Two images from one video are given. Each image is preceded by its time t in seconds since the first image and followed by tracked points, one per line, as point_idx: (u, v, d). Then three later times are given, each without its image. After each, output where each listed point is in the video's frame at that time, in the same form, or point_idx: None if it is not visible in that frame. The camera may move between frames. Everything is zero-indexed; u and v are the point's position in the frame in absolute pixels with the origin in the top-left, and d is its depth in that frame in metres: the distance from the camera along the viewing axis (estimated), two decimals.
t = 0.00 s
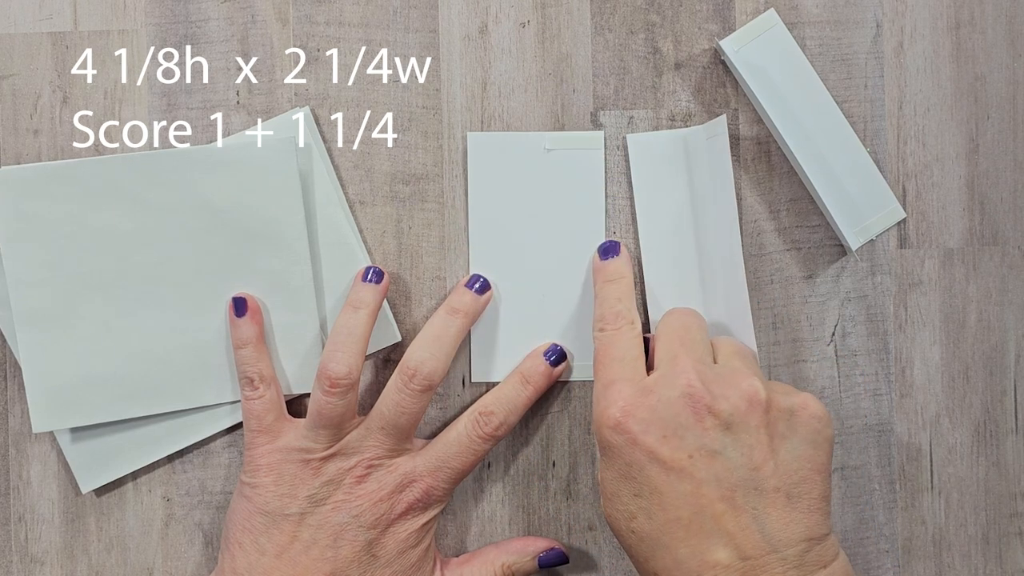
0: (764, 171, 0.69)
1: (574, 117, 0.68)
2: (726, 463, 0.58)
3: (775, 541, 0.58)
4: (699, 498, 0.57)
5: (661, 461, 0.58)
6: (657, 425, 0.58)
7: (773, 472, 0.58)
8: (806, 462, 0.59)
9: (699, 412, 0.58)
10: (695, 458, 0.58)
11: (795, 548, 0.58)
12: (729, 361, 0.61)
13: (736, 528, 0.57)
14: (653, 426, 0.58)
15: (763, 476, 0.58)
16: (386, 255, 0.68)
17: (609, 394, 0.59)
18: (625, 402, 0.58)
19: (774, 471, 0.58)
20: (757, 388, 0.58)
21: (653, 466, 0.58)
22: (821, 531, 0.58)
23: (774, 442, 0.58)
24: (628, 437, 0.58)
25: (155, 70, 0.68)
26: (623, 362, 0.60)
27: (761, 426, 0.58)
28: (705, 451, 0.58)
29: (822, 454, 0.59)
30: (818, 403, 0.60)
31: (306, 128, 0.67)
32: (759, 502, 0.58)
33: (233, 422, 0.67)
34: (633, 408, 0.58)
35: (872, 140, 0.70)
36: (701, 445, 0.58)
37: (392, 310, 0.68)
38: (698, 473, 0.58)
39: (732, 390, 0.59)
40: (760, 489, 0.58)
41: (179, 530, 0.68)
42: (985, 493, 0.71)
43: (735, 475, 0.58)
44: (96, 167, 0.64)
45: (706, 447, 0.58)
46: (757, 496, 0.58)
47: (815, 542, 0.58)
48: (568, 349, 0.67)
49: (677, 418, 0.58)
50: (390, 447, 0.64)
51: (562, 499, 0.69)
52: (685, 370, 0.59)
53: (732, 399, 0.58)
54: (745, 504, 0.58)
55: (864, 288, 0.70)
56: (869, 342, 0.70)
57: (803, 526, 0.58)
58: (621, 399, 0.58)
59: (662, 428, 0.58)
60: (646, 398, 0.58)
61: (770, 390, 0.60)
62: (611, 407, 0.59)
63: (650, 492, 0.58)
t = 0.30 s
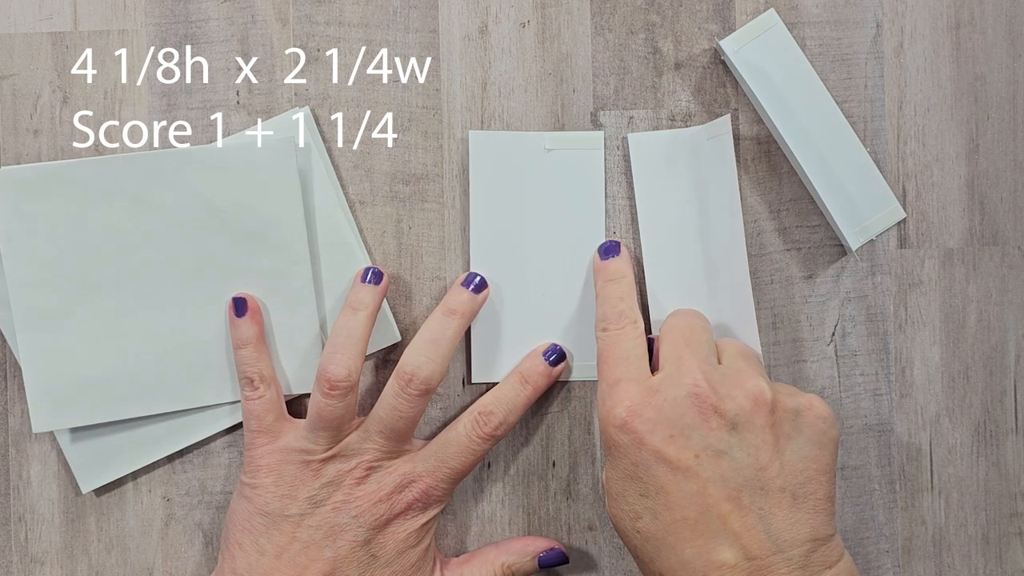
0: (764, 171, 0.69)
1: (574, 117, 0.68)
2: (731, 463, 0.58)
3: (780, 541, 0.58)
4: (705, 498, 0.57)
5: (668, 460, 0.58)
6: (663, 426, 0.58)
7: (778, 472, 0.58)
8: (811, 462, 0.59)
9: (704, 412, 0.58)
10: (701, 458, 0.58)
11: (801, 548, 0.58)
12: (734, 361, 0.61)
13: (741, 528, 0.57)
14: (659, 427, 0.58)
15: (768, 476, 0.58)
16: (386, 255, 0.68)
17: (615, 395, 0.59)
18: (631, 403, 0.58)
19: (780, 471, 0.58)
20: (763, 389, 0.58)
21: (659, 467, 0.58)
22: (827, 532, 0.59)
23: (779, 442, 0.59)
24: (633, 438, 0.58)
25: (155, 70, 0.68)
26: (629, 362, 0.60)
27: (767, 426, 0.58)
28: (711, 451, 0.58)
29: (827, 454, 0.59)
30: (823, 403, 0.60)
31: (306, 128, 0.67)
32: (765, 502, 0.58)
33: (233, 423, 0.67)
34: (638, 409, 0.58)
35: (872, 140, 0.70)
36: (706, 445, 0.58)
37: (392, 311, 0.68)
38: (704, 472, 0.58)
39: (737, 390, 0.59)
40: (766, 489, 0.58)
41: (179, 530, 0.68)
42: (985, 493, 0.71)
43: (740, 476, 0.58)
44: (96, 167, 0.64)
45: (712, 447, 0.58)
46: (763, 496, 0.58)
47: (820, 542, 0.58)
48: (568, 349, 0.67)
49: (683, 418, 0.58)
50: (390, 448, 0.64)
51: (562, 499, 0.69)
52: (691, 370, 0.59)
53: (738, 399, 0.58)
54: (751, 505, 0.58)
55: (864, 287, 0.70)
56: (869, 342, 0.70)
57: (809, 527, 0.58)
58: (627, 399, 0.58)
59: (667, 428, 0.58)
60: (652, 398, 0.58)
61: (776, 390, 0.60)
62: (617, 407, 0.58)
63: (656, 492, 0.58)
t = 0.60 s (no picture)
0: (764, 171, 0.69)
1: (574, 117, 0.68)
2: (729, 465, 0.58)
3: (777, 545, 0.58)
4: (702, 500, 0.57)
5: (665, 463, 0.58)
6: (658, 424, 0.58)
7: (775, 475, 0.58)
8: (809, 466, 0.59)
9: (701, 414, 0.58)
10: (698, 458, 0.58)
11: (797, 551, 0.58)
12: (733, 364, 0.61)
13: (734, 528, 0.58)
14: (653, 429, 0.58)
15: (765, 479, 0.58)
16: (386, 255, 0.68)
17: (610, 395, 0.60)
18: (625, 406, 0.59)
19: (777, 474, 0.58)
20: (762, 392, 0.58)
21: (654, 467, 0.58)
22: (824, 535, 0.59)
23: (777, 445, 0.58)
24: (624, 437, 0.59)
25: (154, 70, 0.68)
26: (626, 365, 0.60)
27: (765, 429, 0.58)
28: (709, 454, 0.58)
29: (825, 458, 0.59)
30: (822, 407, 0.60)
31: (306, 128, 0.67)
32: (762, 505, 0.58)
33: (233, 422, 0.67)
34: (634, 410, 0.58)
35: (872, 140, 0.70)
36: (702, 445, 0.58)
37: (392, 311, 0.68)
38: (701, 475, 0.58)
39: (736, 393, 0.58)
40: (763, 492, 0.58)
41: (179, 529, 0.68)
42: (985, 493, 0.71)
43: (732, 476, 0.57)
44: (96, 167, 0.64)
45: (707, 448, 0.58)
46: (761, 499, 0.58)
47: (817, 546, 0.58)
48: (568, 349, 0.67)
49: (681, 420, 0.58)
50: (390, 447, 0.64)
51: (562, 499, 0.69)
52: (690, 372, 0.59)
53: (736, 402, 0.58)
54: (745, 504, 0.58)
55: (864, 287, 0.70)
56: (869, 342, 0.70)
57: (806, 530, 0.58)
58: (626, 400, 0.59)
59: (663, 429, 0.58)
60: (650, 399, 0.58)
61: (774, 394, 0.59)
62: (615, 408, 0.59)
63: (654, 494, 0.58)
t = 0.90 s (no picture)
0: (764, 171, 0.69)
1: (574, 117, 0.68)
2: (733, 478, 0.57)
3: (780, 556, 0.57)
4: (706, 513, 0.57)
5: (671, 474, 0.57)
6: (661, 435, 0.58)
7: (779, 487, 0.58)
8: (810, 476, 0.59)
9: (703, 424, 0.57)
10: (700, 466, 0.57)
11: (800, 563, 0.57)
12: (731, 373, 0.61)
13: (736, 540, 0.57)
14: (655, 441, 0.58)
15: (768, 491, 0.57)
16: (386, 255, 0.68)
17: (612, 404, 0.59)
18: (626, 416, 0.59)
19: (781, 486, 0.58)
20: (765, 403, 0.58)
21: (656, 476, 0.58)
22: (824, 545, 0.58)
23: (781, 457, 0.58)
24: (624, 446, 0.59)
25: (154, 70, 0.68)
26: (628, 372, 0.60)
27: (768, 441, 0.58)
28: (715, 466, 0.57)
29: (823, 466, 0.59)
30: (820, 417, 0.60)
31: (306, 128, 0.67)
32: (766, 517, 0.57)
33: (234, 422, 0.67)
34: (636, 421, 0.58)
35: (872, 140, 0.70)
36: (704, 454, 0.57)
37: (392, 311, 0.68)
38: (706, 487, 0.57)
39: (739, 404, 0.58)
40: (766, 504, 0.57)
41: (179, 529, 0.68)
42: (985, 493, 0.71)
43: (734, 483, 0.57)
44: (96, 167, 0.64)
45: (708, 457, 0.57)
46: (764, 511, 0.57)
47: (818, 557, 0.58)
48: (567, 349, 0.67)
49: (687, 430, 0.57)
50: (390, 447, 0.64)
51: (561, 499, 0.69)
52: (694, 382, 0.59)
53: (740, 412, 0.58)
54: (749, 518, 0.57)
55: (864, 287, 0.70)
56: (869, 342, 0.70)
57: (805, 540, 0.58)
58: (631, 409, 0.58)
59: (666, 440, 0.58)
60: (655, 409, 0.58)
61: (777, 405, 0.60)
62: (620, 417, 0.59)
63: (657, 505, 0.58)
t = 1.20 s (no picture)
0: (764, 171, 0.69)
1: (574, 117, 0.68)
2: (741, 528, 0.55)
3: None
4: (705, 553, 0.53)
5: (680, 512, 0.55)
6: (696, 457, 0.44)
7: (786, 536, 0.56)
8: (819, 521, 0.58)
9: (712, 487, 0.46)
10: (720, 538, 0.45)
11: None
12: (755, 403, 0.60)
13: None
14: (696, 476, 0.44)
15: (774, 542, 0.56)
16: (386, 255, 0.68)
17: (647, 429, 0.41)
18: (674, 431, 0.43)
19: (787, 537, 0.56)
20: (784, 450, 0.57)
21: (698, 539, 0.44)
22: None
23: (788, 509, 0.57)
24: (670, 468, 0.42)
25: (155, 70, 0.68)
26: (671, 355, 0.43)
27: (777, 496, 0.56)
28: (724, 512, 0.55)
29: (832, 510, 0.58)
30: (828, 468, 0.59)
31: (306, 128, 0.67)
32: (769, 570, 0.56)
33: (234, 422, 0.67)
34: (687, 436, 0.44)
35: (872, 140, 0.70)
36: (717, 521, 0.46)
37: (392, 310, 0.68)
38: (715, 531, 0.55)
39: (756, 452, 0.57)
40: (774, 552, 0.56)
41: (179, 529, 0.68)
42: (985, 493, 0.71)
43: None
44: (96, 167, 0.64)
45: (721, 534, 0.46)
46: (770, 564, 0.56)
47: None
48: (567, 349, 0.67)
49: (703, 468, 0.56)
50: (390, 447, 0.64)
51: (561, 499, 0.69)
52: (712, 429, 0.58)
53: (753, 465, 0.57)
54: None
55: (864, 287, 0.70)
56: (869, 342, 0.70)
57: None
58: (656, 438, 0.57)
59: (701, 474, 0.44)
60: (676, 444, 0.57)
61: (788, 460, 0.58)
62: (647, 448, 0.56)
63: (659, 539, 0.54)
